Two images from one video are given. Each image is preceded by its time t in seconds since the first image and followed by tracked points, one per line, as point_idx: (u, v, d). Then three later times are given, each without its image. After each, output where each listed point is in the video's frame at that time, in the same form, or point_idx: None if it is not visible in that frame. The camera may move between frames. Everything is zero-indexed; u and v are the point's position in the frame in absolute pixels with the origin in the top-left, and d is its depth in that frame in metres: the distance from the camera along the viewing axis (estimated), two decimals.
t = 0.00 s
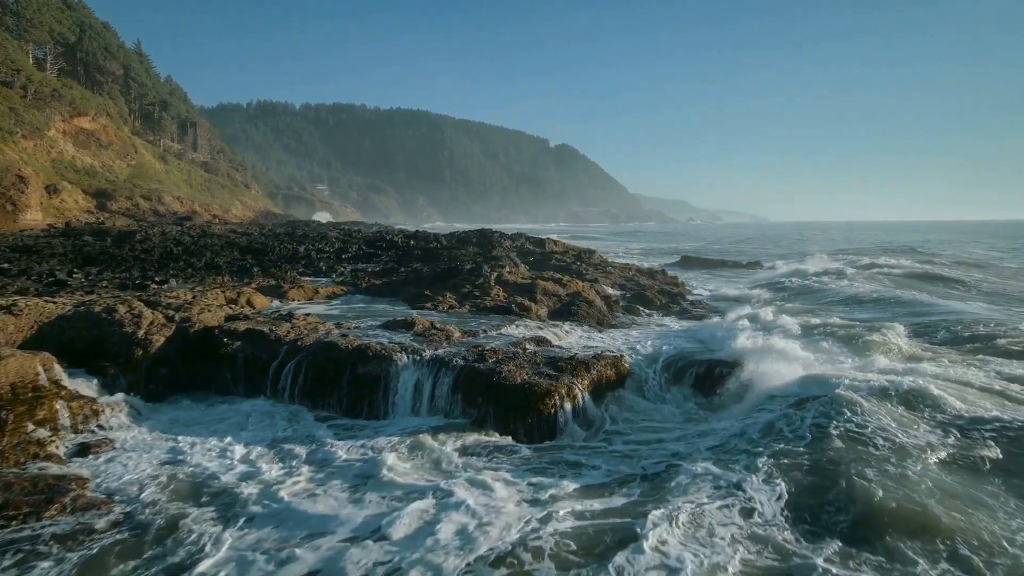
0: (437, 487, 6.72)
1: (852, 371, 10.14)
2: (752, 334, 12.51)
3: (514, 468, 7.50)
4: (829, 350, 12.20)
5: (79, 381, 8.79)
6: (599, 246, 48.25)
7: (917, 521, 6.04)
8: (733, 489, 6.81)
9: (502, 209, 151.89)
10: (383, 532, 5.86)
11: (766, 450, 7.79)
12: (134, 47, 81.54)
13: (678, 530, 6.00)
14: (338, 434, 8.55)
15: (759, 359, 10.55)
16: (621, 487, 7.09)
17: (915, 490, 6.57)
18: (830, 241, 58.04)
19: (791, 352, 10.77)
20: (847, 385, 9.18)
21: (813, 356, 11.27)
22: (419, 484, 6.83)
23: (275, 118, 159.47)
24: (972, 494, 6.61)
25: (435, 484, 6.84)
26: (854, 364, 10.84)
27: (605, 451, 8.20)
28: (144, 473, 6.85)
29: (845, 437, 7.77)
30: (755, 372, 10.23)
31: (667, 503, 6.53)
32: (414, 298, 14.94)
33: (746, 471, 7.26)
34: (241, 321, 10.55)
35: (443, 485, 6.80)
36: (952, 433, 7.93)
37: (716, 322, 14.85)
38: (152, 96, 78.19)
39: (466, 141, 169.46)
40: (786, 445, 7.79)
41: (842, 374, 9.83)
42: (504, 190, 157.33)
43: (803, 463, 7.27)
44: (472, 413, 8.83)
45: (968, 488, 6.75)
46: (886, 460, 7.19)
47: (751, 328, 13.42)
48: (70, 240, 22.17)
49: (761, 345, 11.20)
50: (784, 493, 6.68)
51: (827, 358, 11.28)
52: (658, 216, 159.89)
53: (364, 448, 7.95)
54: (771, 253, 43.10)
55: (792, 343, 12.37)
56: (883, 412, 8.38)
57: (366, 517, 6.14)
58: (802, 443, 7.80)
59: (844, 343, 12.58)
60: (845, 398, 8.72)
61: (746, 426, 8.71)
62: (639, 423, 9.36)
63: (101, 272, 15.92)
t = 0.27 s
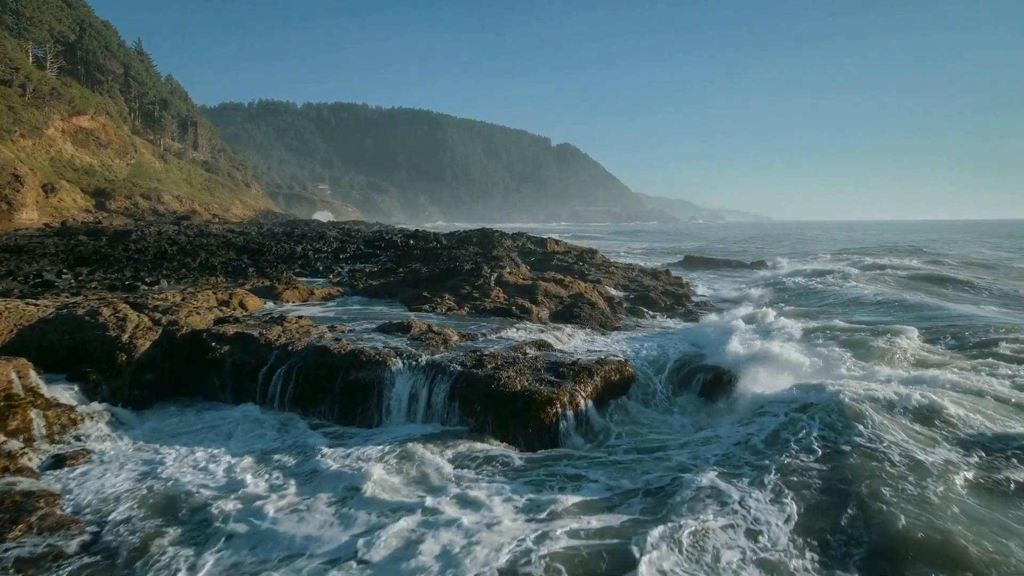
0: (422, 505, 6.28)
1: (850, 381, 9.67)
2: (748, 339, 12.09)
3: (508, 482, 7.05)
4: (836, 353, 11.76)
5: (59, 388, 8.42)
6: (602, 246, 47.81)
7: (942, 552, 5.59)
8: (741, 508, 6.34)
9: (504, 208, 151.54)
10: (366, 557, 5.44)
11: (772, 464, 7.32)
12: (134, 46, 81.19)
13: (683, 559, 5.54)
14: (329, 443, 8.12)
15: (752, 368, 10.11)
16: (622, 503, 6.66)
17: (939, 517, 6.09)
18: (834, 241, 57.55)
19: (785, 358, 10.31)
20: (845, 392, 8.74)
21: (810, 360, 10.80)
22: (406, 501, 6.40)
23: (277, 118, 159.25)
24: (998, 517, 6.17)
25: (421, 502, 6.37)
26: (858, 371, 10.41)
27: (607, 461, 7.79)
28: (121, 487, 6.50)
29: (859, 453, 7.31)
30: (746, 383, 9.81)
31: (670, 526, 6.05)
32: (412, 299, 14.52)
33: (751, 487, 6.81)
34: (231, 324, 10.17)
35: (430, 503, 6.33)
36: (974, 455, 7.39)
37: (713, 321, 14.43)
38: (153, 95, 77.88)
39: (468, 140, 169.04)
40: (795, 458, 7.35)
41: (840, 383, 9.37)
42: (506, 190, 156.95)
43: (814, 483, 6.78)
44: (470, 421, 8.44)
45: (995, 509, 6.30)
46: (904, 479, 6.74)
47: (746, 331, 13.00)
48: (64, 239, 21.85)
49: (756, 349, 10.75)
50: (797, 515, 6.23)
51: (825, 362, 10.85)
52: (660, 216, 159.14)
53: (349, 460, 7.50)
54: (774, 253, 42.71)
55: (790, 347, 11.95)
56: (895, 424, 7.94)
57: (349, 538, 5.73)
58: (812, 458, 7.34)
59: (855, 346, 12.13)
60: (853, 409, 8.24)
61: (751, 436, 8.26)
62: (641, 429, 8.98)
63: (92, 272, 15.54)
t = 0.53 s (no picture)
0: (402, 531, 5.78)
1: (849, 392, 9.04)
2: (745, 343, 11.49)
3: (495, 501, 6.52)
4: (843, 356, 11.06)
5: (31, 397, 7.99)
6: (605, 245, 47.24)
7: None
8: (748, 539, 5.75)
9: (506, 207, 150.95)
10: None
11: (778, 485, 6.68)
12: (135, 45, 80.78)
13: None
14: (313, 453, 7.65)
15: (742, 380, 9.57)
16: (620, 524, 6.16)
17: (971, 555, 5.46)
18: (839, 240, 56.99)
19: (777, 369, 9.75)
20: (844, 400, 8.10)
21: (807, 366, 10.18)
22: (385, 524, 5.89)
23: (278, 117, 159.01)
24: None
25: (397, 530, 5.81)
26: (864, 376, 9.71)
27: (606, 475, 7.29)
28: (85, 511, 6.06)
29: (876, 474, 6.66)
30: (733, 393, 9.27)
31: (671, 558, 5.49)
32: (410, 301, 14.04)
33: (757, 512, 6.20)
34: (217, 328, 9.70)
35: (411, 528, 5.81)
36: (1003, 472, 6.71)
37: (712, 322, 13.82)
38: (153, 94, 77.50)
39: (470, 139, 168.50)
40: (809, 479, 6.71)
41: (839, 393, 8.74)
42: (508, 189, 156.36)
43: (826, 511, 6.15)
44: (468, 431, 7.98)
45: None
46: (930, 502, 6.18)
47: (744, 336, 12.41)
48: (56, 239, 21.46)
49: (749, 356, 10.18)
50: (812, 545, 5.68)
51: (824, 366, 10.20)
52: (663, 215, 158.84)
53: (330, 472, 7.02)
54: (779, 252, 42.13)
55: (790, 351, 11.32)
56: (917, 444, 7.19)
57: (325, 566, 5.26)
58: (825, 480, 6.67)
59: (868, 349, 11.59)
60: (868, 427, 7.47)
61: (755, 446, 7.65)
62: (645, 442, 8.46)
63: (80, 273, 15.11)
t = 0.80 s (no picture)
0: (380, 556, 5.35)
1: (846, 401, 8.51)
2: (741, 345, 10.96)
3: (482, 521, 6.06)
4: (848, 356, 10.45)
5: (4, 406, 7.61)
6: (608, 244, 46.73)
7: None
8: (756, 570, 5.26)
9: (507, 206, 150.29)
10: None
11: (784, 506, 6.15)
12: (135, 43, 80.47)
13: None
14: (297, 463, 7.22)
15: (730, 392, 9.15)
16: (618, 548, 5.71)
17: None
18: (844, 239, 56.35)
19: (768, 381, 9.33)
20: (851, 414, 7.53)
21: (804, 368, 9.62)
22: (367, 548, 5.47)
23: (280, 116, 158.83)
24: None
25: (373, 558, 5.36)
26: (868, 378, 9.10)
27: (605, 488, 6.85)
28: (48, 533, 5.66)
29: (896, 497, 6.15)
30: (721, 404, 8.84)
31: None
32: (406, 303, 13.62)
33: (763, 538, 5.68)
34: (204, 332, 9.29)
35: (392, 556, 5.38)
36: None
37: (710, 325, 13.32)
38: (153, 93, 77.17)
39: (472, 138, 168.02)
40: (821, 501, 6.18)
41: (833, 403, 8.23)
42: (510, 188, 155.84)
43: (837, 542, 5.61)
44: (465, 440, 7.54)
45: None
46: (956, 528, 5.67)
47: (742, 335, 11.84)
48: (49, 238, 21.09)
49: (748, 370, 9.70)
50: None
51: (824, 365, 9.60)
52: (665, 214, 158.18)
53: (309, 486, 6.59)
54: (784, 251, 41.60)
55: (790, 350, 10.72)
56: (932, 466, 6.64)
57: None
58: (836, 504, 6.12)
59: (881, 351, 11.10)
60: (878, 447, 6.92)
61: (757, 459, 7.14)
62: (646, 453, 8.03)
63: (69, 273, 14.74)
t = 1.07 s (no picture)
0: None
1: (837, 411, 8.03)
2: (732, 351, 10.49)
3: (467, 543, 5.60)
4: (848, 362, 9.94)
5: None
6: (610, 243, 46.22)
7: None
8: None
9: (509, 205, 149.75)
10: None
11: (791, 534, 5.62)
12: (135, 42, 80.20)
13: None
14: (276, 475, 6.80)
15: (720, 403, 8.68)
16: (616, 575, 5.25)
17: None
18: (850, 239, 55.67)
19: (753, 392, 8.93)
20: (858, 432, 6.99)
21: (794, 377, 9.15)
22: None
23: (281, 115, 158.61)
24: None
25: None
26: (867, 386, 8.60)
27: (602, 502, 6.37)
28: (5, 557, 5.26)
29: (918, 528, 5.61)
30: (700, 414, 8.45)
31: None
32: (402, 306, 13.19)
33: (770, 570, 5.18)
34: (188, 337, 8.87)
35: None
36: None
37: (706, 329, 12.84)
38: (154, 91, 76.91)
39: (473, 137, 167.54)
40: (833, 531, 5.62)
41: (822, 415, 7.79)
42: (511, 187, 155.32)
43: None
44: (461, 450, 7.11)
45: None
46: (985, 560, 5.18)
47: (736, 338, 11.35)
48: (42, 237, 20.75)
49: (750, 388, 9.09)
50: None
51: (816, 373, 9.12)
52: (667, 213, 157.46)
53: (284, 502, 6.15)
54: (789, 251, 41.04)
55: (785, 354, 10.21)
56: (944, 491, 6.15)
57: None
58: (849, 534, 5.57)
59: (896, 355, 10.62)
60: (883, 470, 6.44)
61: (753, 474, 6.63)
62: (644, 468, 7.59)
63: (57, 274, 14.39)
